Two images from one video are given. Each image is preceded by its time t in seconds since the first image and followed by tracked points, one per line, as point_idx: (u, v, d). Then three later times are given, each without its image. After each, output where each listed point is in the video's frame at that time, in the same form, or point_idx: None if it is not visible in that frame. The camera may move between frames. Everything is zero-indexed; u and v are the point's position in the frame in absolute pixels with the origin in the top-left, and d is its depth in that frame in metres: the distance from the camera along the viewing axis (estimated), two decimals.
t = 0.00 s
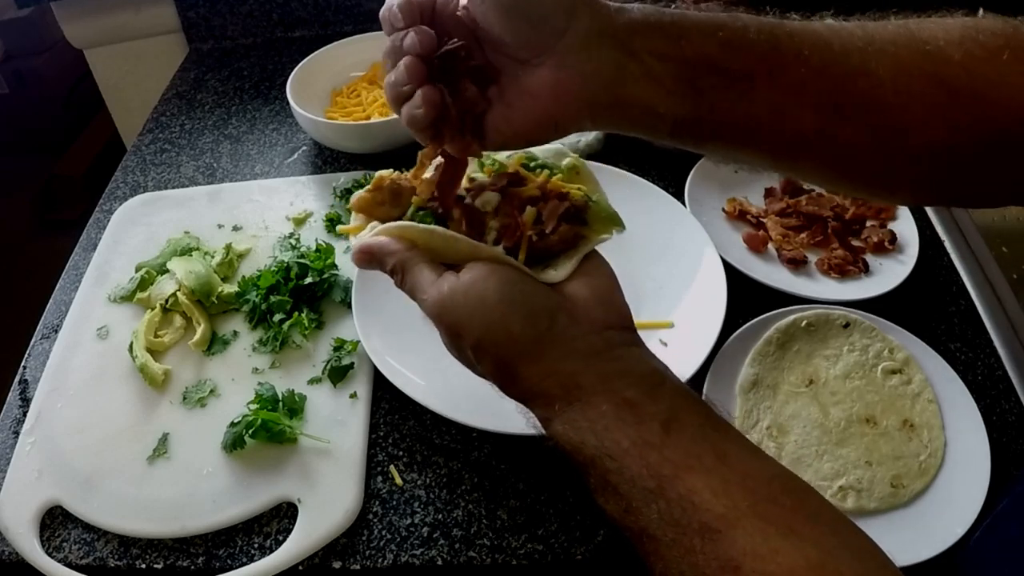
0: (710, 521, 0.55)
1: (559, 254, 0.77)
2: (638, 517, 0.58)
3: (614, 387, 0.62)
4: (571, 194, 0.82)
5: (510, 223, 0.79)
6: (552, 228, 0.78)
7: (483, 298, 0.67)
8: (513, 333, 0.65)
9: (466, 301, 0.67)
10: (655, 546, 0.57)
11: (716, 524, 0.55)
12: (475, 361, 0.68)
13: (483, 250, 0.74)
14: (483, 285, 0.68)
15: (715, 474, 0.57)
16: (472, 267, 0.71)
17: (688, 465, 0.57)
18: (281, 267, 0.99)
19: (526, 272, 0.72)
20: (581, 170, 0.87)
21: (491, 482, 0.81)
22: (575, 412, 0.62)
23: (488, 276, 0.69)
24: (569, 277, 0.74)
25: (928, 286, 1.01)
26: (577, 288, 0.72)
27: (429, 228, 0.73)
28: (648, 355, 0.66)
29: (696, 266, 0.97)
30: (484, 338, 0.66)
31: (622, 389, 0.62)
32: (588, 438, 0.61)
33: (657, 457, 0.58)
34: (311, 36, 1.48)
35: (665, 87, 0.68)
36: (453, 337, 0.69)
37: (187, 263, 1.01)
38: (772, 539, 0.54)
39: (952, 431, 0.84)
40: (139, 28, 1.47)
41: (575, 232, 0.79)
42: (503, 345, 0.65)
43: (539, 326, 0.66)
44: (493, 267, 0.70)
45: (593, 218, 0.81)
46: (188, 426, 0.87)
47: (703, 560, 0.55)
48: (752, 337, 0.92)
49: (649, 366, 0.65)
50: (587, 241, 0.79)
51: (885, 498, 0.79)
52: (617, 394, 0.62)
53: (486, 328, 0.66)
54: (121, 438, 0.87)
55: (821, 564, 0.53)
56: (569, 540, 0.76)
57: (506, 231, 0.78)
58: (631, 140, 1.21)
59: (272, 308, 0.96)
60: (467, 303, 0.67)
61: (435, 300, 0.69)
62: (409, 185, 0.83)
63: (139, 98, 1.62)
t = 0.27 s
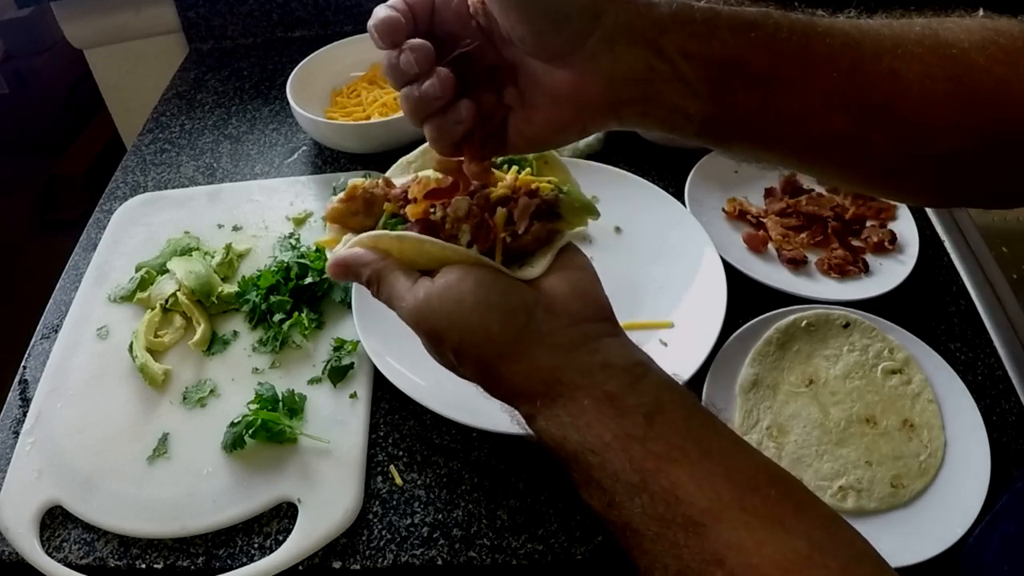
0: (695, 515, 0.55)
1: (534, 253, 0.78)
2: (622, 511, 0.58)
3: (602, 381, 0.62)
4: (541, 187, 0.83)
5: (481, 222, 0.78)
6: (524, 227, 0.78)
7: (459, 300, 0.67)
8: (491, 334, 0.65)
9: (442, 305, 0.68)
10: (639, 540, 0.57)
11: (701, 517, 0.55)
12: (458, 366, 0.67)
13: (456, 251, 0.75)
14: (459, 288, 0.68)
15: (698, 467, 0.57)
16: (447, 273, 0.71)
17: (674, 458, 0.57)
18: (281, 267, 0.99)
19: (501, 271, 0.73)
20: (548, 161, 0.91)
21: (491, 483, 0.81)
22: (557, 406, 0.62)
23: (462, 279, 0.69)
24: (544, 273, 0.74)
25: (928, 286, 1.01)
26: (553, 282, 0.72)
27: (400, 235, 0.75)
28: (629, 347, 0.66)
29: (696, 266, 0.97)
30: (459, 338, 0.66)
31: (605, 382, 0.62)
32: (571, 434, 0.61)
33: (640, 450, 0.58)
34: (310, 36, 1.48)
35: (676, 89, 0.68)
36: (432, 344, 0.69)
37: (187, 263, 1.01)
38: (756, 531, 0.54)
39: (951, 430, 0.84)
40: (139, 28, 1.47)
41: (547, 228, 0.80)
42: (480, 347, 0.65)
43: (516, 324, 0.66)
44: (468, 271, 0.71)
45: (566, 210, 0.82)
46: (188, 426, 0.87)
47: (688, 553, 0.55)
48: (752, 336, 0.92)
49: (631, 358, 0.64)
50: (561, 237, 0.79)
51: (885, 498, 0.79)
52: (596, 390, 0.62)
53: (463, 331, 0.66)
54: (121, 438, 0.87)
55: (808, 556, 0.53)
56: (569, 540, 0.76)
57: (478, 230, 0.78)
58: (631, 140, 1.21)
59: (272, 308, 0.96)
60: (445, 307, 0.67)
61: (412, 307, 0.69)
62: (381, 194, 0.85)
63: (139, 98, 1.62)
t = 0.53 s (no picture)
0: (696, 522, 0.55)
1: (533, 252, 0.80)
2: (623, 518, 0.57)
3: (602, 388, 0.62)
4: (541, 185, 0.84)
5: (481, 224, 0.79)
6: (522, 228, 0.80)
7: (459, 306, 0.67)
8: (490, 339, 0.65)
9: (441, 308, 0.68)
10: (641, 547, 0.56)
11: (701, 524, 0.55)
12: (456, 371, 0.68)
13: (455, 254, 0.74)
14: (459, 293, 0.69)
15: (699, 473, 0.57)
16: (446, 276, 0.71)
17: (673, 465, 0.57)
18: (281, 267, 0.99)
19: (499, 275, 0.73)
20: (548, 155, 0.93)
21: (491, 482, 0.81)
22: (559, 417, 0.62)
23: (462, 283, 0.70)
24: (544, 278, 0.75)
25: (928, 286, 1.01)
26: (552, 287, 0.73)
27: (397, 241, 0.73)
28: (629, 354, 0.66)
29: (696, 268, 0.97)
30: (458, 340, 0.66)
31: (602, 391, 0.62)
32: (569, 440, 0.61)
33: (639, 457, 0.58)
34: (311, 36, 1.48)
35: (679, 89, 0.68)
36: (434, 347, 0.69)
37: (187, 263, 1.01)
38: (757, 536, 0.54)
39: (952, 431, 0.84)
40: (139, 28, 1.47)
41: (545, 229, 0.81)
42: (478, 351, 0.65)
43: (517, 329, 0.66)
44: (468, 275, 0.71)
45: (564, 208, 0.85)
46: (188, 426, 0.87)
47: (688, 560, 0.54)
48: (753, 336, 0.92)
49: (630, 364, 0.64)
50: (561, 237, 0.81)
51: (885, 498, 0.79)
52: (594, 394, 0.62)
53: (461, 335, 0.66)
54: (121, 438, 0.87)
55: (808, 563, 0.53)
56: (569, 540, 0.76)
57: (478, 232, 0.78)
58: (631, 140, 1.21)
59: (272, 308, 0.96)
60: (446, 312, 0.67)
61: (411, 313, 0.69)
62: (378, 189, 0.85)
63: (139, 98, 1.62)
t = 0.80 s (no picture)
0: (694, 531, 0.55)
1: (540, 260, 0.78)
2: (622, 527, 0.58)
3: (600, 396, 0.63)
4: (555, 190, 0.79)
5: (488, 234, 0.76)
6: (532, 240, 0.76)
7: (460, 314, 0.67)
8: (492, 345, 0.66)
9: (441, 313, 0.68)
10: (639, 555, 0.57)
11: (699, 532, 0.55)
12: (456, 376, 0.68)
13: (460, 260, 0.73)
14: (460, 300, 0.68)
15: (696, 481, 0.57)
16: (450, 279, 0.71)
17: (670, 473, 0.58)
18: (281, 267, 0.99)
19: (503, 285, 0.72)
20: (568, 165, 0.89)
21: (491, 483, 0.81)
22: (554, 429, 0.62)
23: (466, 287, 0.69)
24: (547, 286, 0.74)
25: (928, 286, 1.01)
26: (557, 300, 0.73)
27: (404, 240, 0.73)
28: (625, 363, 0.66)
29: (696, 269, 0.97)
30: (460, 345, 0.66)
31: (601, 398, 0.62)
32: (567, 449, 0.61)
33: (637, 467, 0.59)
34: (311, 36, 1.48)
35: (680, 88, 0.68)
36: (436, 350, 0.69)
37: (186, 263, 1.01)
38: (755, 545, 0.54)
39: (952, 431, 0.85)
40: (139, 28, 1.47)
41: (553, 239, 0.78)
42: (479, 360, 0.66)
43: (518, 339, 0.66)
44: (472, 279, 0.71)
45: (576, 218, 0.80)
46: (188, 426, 0.87)
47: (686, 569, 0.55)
48: (753, 336, 0.92)
49: (627, 373, 0.65)
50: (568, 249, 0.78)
51: (885, 498, 0.79)
52: (591, 405, 0.62)
53: (463, 341, 0.66)
54: (121, 438, 0.87)
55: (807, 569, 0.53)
56: (569, 541, 0.76)
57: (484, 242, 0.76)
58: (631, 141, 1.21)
59: (272, 308, 0.96)
60: (448, 316, 0.67)
61: (412, 318, 0.69)
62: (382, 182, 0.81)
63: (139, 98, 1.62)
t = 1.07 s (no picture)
0: (706, 555, 0.59)
1: (551, 286, 0.79)
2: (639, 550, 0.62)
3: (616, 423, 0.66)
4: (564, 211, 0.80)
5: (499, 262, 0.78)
6: (543, 266, 0.77)
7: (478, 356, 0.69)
8: (510, 383, 0.68)
9: (460, 355, 0.69)
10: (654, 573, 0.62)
11: (711, 556, 0.59)
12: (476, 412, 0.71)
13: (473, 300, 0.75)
14: (476, 340, 0.70)
15: (709, 506, 0.61)
16: (466, 323, 0.73)
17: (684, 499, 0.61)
18: (281, 267, 0.99)
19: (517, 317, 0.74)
20: (575, 178, 0.88)
21: (491, 483, 0.81)
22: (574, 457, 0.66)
23: (483, 330, 0.71)
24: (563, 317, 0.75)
25: (928, 286, 1.01)
26: (572, 331, 0.74)
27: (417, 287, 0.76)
28: (642, 389, 0.69)
29: (696, 269, 0.97)
30: (477, 384, 0.69)
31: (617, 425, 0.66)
32: (585, 478, 0.65)
33: (650, 492, 0.62)
34: (312, 38, 1.48)
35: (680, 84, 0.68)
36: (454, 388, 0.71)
37: (187, 263, 1.01)
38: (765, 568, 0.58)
39: (952, 430, 0.85)
40: (139, 27, 1.47)
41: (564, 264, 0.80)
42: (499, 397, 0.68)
43: (536, 376, 0.68)
44: (488, 322, 0.72)
45: (586, 237, 0.81)
46: (188, 426, 0.87)
47: None
48: (753, 336, 0.92)
49: (642, 400, 0.68)
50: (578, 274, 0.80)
51: (885, 498, 0.79)
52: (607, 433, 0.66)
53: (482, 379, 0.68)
54: (121, 438, 0.87)
55: None
56: (569, 541, 0.76)
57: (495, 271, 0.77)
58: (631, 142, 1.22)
59: (272, 308, 0.96)
60: (467, 358, 0.69)
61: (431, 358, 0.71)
62: (392, 212, 0.81)
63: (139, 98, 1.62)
